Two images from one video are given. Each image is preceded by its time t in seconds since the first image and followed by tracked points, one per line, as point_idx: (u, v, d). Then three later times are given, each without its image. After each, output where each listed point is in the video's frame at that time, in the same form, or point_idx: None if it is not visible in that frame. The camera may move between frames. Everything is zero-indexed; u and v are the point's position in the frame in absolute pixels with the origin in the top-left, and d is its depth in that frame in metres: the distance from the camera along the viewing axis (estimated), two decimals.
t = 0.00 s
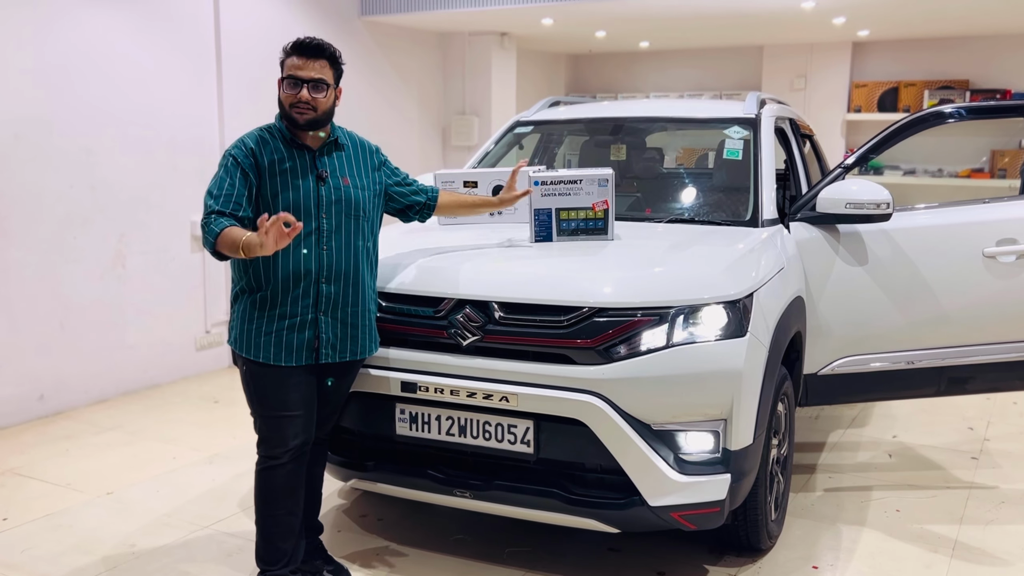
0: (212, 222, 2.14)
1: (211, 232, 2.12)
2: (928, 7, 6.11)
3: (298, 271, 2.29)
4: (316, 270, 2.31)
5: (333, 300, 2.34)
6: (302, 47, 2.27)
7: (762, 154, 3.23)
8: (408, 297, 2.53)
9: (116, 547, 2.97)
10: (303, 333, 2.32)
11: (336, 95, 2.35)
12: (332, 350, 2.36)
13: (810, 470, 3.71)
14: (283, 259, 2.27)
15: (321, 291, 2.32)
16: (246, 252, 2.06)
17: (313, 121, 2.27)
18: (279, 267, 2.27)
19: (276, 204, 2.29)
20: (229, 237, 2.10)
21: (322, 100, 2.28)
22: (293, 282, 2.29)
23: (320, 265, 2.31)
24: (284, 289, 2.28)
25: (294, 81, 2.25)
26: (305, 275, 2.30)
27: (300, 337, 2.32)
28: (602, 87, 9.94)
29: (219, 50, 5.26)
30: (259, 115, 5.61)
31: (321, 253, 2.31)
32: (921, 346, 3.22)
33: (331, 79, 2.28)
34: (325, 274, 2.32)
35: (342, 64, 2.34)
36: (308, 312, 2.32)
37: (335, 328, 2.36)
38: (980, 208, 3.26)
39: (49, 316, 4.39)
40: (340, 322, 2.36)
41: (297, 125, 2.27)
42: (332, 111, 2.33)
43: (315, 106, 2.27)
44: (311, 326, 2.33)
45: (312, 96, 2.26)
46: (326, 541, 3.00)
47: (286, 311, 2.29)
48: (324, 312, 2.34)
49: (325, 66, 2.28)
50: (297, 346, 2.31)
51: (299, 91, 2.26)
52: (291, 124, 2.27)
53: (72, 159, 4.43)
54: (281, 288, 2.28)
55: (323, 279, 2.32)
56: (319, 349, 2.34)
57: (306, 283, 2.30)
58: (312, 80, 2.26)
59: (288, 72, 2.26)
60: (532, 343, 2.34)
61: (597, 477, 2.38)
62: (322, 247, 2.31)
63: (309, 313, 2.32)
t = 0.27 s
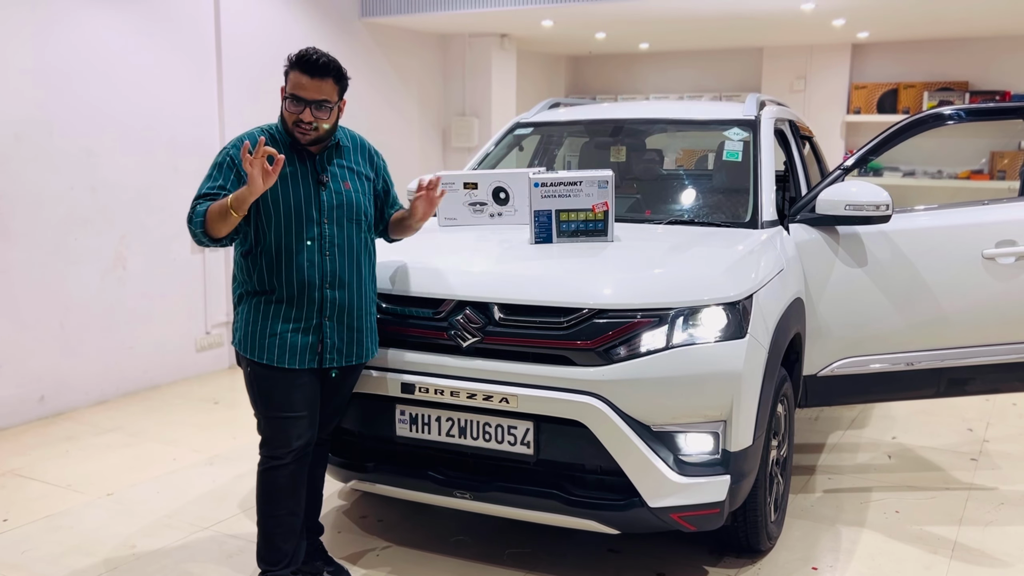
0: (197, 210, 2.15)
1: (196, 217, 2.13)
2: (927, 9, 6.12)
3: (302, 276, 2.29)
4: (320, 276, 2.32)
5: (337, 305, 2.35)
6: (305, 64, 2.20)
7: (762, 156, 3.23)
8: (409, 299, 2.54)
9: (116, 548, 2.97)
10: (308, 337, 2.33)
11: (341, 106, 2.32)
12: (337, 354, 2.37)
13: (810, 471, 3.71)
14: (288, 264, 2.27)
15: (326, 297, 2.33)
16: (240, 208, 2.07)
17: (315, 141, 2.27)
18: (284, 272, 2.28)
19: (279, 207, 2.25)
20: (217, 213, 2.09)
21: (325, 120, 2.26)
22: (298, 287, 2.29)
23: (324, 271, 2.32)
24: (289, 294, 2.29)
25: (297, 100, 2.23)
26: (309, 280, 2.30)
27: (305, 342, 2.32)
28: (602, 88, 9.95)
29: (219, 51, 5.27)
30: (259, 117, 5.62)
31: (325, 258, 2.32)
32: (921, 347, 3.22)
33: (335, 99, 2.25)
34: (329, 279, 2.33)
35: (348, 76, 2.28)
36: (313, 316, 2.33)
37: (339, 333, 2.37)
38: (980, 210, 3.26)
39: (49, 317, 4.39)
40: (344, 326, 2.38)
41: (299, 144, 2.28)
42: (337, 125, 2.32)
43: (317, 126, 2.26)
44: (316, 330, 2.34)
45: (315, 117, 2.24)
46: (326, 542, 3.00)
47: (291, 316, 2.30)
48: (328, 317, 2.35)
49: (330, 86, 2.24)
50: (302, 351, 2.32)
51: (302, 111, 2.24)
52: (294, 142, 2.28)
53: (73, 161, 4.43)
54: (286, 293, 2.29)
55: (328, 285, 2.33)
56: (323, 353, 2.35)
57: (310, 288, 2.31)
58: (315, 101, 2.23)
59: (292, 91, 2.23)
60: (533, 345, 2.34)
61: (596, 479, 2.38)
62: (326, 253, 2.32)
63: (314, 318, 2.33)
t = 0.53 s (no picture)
0: (206, 221, 2.14)
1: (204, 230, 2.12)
2: (927, 10, 6.12)
3: (299, 276, 2.29)
4: (317, 276, 2.32)
5: (333, 305, 2.35)
6: (308, 54, 2.22)
7: (762, 157, 3.23)
8: (409, 300, 2.54)
9: (115, 549, 2.97)
10: (304, 337, 2.32)
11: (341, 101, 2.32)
12: (333, 354, 2.37)
13: (809, 472, 3.71)
14: (284, 264, 2.27)
15: (321, 297, 2.33)
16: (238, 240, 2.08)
17: (315, 131, 2.26)
18: (280, 272, 2.28)
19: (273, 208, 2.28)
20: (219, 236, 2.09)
21: (325, 110, 2.26)
22: (294, 287, 2.29)
23: (321, 271, 2.32)
24: (286, 294, 2.29)
25: (299, 89, 2.23)
26: (305, 280, 2.30)
27: (302, 342, 2.32)
28: (602, 89, 9.95)
29: (219, 53, 5.27)
30: (259, 118, 5.62)
31: (321, 259, 2.32)
32: (920, 348, 3.22)
33: (335, 90, 2.26)
34: (325, 279, 2.33)
35: (348, 70, 2.30)
36: (310, 316, 2.33)
37: (335, 333, 2.37)
38: (980, 211, 3.27)
39: (49, 318, 4.39)
40: (340, 326, 2.37)
41: (299, 134, 2.26)
42: (336, 118, 2.31)
43: (318, 116, 2.25)
44: (312, 331, 2.34)
45: (315, 107, 2.24)
46: (325, 543, 3.00)
47: (288, 316, 2.30)
48: (325, 318, 2.35)
49: (331, 77, 2.24)
50: (298, 351, 2.32)
51: (303, 100, 2.23)
52: (293, 132, 2.27)
53: (73, 162, 4.43)
54: (282, 292, 2.29)
55: (324, 285, 2.33)
56: (319, 354, 2.35)
57: (306, 288, 2.31)
58: (316, 90, 2.23)
59: (293, 80, 2.23)
60: (533, 346, 2.34)
61: (596, 479, 2.38)
62: (322, 253, 2.32)
63: (311, 318, 2.33)
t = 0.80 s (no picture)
0: (211, 230, 2.16)
1: (208, 240, 2.14)
2: (927, 11, 6.13)
3: (297, 277, 2.29)
4: (314, 277, 2.32)
5: (331, 306, 2.35)
6: (313, 56, 2.22)
7: (761, 158, 3.23)
8: (408, 301, 2.54)
9: (115, 550, 2.97)
10: (302, 339, 2.32)
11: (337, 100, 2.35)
12: (331, 356, 2.37)
13: (809, 473, 3.71)
14: (282, 265, 2.28)
15: (319, 298, 2.33)
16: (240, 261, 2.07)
17: (323, 133, 2.27)
18: (278, 274, 2.28)
19: (272, 211, 2.29)
20: (227, 240, 2.11)
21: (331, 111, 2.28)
22: (292, 289, 2.29)
23: (318, 272, 2.32)
24: (284, 296, 2.29)
25: (307, 91, 2.22)
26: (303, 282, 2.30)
27: (300, 343, 2.32)
28: (602, 90, 9.95)
29: (218, 54, 5.27)
30: (259, 119, 5.62)
31: (319, 260, 2.32)
32: (919, 349, 3.22)
33: (338, 90, 2.28)
34: (323, 280, 2.33)
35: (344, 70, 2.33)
36: (308, 318, 2.33)
37: (333, 335, 2.37)
38: (979, 212, 3.27)
39: (49, 320, 4.39)
40: (338, 328, 2.37)
41: (307, 136, 2.26)
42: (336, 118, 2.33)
43: (325, 118, 2.26)
44: (311, 332, 2.34)
45: (324, 109, 2.25)
46: (325, 544, 3.00)
47: (286, 317, 2.30)
48: (323, 319, 2.34)
49: (335, 77, 2.26)
50: (296, 353, 2.32)
51: (312, 102, 2.23)
52: (301, 134, 2.26)
53: (73, 162, 4.43)
54: (280, 294, 2.29)
55: (322, 286, 2.33)
56: (317, 355, 2.34)
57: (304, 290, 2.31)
58: (324, 92, 2.24)
59: (300, 81, 2.22)
60: (532, 347, 2.34)
61: (596, 480, 2.38)
62: (320, 254, 2.32)
63: (309, 320, 2.33)
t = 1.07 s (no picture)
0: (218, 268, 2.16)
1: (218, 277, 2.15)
2: (926, 13, 6.13)
3: (306, 279, 2.31)
4: (322, 278, 2.33)
5: (339, 306, 2.37)
6: (335, 63, 2.27)
7: (762, 160, 3.23)
8: (407, 302, 2.54)
9: (114, 551, 2.97)
10: (312, 340, 2.33)
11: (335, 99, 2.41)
12: (340, 356, 2.38)
13: (808, 474, 3.71)
14: (291, 267, 2.29)
15: (328, 299, 2.34)
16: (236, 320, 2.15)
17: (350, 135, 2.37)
18: (286, 276, 2.29)
19: (280, 212, 2.27)
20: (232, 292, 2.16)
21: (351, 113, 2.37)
22: (302, 290, 2.31)
23: (326, 273, 2.34)
24: (293, 297, 2.30)
25: (341, 100, 2.28)
26: (312, 283, 2.32)
27: (309, 344, 2.33)
28: (601, 91, 9.95)
29: (218, 55, 5.27)
30: (259, 120, 5.63)
31: (328, 261, 2.34)
32: (918, 351, 3.22)
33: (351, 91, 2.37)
34: (331, 281, 2.34)
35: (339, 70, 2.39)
36: (315, 318, 2.34)
37: (341, 335, 2.38)
38: (979, 213, 3.27)
39: (48, 320, 4.39)
40: (346, 328, 2.39)
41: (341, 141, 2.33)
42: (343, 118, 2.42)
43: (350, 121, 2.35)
44: (319, 333, 2.35)
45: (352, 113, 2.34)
46: (324, 545, 3.00)
47: (294, 319, 2.31)
48: (331, 320, 2.36)
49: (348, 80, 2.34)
50: (306, 354, 2.33)
51: (345, 109, 2.30)
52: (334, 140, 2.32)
53: (72, 163, 4.44)
54: (289, 296, 2.30)
55: (330, 286, 2.34)
56: (327, 356, 2.35)
57: (312, 291, 2.32)
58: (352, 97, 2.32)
59: (332, 90, 2.26)
60: (533, 348, 2.35)
61: (595, 482, 2.38)
62: (328, 255, 2.34)
63: (317, 320, 2.34)
